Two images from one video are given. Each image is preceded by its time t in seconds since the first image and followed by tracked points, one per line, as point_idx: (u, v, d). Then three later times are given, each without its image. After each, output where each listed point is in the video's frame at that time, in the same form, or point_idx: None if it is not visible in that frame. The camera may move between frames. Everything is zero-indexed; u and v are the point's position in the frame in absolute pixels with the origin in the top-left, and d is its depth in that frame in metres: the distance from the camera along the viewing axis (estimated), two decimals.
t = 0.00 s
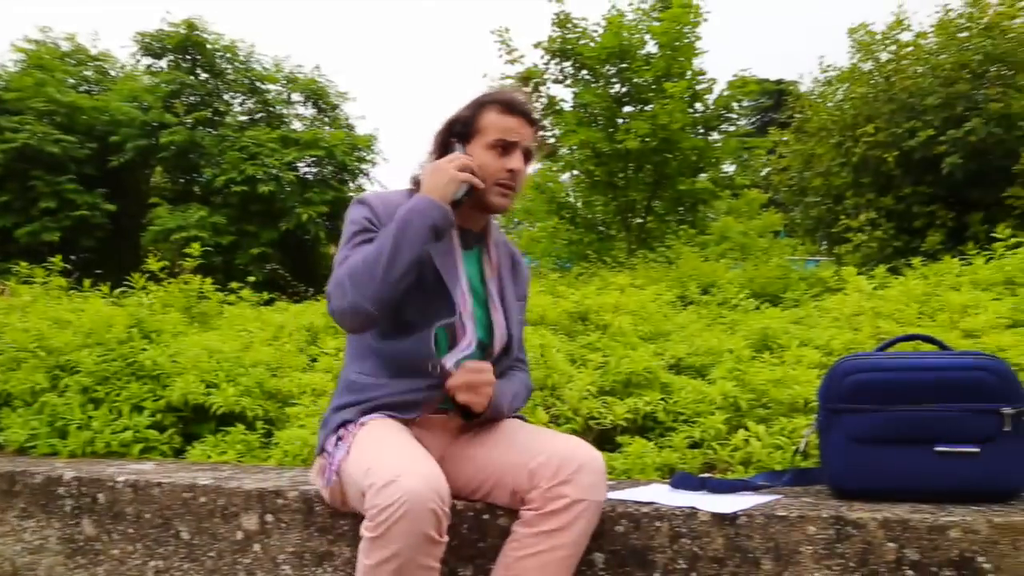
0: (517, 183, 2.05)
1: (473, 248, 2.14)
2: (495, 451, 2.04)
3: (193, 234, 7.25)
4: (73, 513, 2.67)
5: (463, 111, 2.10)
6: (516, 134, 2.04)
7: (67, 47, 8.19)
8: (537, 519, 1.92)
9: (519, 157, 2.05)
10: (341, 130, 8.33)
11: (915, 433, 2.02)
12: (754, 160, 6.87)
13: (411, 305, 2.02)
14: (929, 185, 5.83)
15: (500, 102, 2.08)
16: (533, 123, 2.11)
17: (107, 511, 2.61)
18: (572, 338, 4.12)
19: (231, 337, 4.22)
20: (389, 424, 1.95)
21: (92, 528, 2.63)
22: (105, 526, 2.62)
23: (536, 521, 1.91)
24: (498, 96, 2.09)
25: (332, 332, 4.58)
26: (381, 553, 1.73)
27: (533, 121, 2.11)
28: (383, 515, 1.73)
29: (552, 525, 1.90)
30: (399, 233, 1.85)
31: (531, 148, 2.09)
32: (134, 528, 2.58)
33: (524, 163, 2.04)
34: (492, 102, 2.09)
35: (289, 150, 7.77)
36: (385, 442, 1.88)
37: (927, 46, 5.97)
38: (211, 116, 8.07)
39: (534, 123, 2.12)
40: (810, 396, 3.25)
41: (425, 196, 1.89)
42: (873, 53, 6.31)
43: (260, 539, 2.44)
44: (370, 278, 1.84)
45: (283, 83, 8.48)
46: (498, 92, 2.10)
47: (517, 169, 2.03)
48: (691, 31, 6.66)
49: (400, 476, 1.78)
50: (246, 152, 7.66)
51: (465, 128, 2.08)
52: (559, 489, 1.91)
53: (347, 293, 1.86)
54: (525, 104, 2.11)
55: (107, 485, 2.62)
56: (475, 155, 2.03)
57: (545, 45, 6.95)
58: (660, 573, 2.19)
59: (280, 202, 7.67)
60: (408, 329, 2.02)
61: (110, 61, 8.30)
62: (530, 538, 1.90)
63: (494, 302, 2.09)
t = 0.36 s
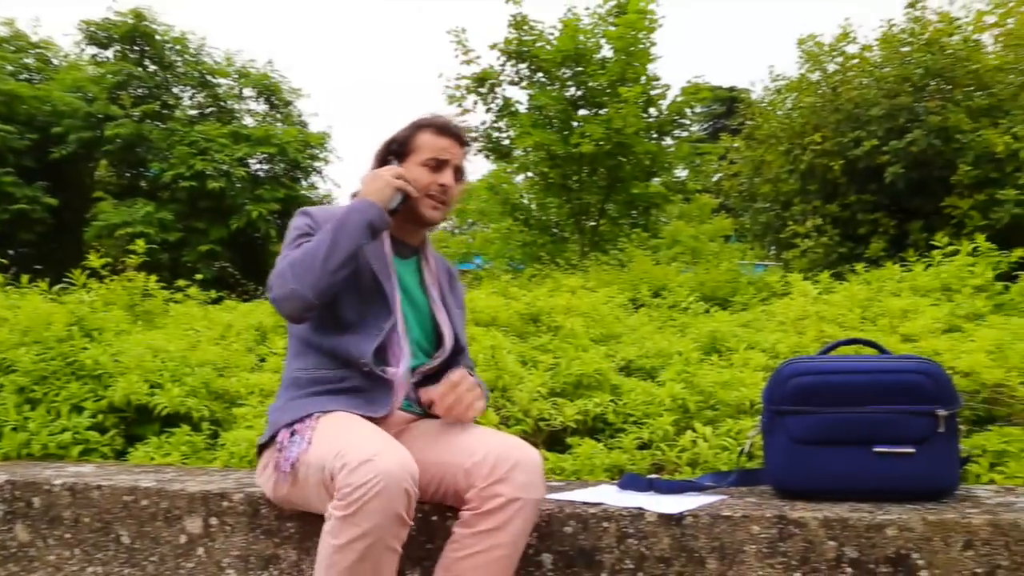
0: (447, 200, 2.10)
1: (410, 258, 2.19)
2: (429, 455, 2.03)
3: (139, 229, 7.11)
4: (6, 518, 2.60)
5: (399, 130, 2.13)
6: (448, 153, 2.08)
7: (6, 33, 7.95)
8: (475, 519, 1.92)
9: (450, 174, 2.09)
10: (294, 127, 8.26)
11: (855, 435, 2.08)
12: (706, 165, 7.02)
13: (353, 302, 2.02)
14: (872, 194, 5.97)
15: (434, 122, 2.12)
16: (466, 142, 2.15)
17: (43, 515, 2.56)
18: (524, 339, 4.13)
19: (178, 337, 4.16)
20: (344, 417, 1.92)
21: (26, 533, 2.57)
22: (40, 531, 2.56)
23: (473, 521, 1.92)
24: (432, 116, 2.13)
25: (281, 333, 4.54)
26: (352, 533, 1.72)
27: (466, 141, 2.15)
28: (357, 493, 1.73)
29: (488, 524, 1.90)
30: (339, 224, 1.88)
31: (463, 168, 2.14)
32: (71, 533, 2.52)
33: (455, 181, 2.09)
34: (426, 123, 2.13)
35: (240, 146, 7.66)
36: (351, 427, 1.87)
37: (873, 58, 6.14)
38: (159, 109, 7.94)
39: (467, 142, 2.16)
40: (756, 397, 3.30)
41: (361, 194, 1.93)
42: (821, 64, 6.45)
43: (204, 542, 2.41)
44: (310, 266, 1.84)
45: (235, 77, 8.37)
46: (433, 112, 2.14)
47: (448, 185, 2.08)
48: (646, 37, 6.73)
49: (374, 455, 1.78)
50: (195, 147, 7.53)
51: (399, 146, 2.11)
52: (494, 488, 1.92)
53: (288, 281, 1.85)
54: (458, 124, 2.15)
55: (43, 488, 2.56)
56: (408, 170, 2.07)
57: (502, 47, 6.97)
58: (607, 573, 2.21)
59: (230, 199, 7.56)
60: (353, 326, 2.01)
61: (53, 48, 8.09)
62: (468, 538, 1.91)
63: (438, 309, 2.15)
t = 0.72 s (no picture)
0: (394, 192, 2.09)
1: (355, 255, 2.18)
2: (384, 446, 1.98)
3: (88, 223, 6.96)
4: None
5: (339, 124, 2.10)
6: (393, 145, 2.07)
7: None
8: (427, 523, 1.91)
9: (396, 166, 2.08)
10: (250, 123, 8.16)
11: (802, 436, 2.12)
12: (663, 170, 7.09)
13: (298, 304, 1.99)
14: (824, 201, 6.08)
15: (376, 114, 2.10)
16: (408, 132, 2.14)
17: None
18: (480, 341, 4.14)
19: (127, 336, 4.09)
20: (299, 419, 1.89)
21: None
22: None
23: (422, 523, 1.91)
24: (373, 107, 2.11)
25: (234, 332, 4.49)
26: (337, 522, 1.73)
27: (408, 131, 2.14)
28: (336, 483, 1.74)
29: (439, 529, 1.91)
30: (285, 225, 1.84)
31: (407, 157, 2.12)
32: (10, 537, 2.47)
33: (401, 172, 2.08)
34: (368, 114, 2.10)
35: (194, 141, 7.55)
36: (310, 424, 1.86)
37: (825, 69, 6.26)
38: (110, 101, 7.77)
39: (409, 132, 2.15)
40: (709, 399, 3.33)
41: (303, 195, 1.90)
42: (776, 72, 6.55)
43: (150, 546, 2.37)
44: (256, 271, 1.81)
45: (190, 71, 8.25)
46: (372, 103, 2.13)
47: (394, 178, 2.07)
48: (606, 41, 6.77)
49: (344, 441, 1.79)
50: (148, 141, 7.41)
51: (342, 140, 2.09)
52: (453, 500, 1.90)
53: (234, 288, 1.82)
54: (400, 115, 2.14)
55: None
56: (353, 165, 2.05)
57: (462, 47, 6.97)
58: (559, 573, 2.22)
59: (184, 194, 7.43)
60: (300, 328, 1.99)
61: None
62: (413, 536, 1.91)
63: (380, 307, 2.14)
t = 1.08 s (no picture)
0: (355, 181, 2.03)
1: (314, 246, 2.11)
2: (342, 457, 1.98)
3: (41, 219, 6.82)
4: None
5: (297, 104, 2.03)
6: (356, 132, 2.01)
7: None
8: (379, 531, 1.88)
9: (357, 155, 2.02)
10: (210, 119, 8.05)
11: (757, 437, 2.15)
12: (626, 173, 7.12)
13: (245, 315, 1.94)
14: (783, 206, 6.17)
15: (338, 94, 2.02)
16: (370, 116, 2.08)
17: None
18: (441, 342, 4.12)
19: (79, 336, 4.02)
20: (238, 419, 1.88)
21: None
22: None
23: (375, 533, 1.88)
24: (334, 87, 2.03)
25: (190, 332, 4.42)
26: (260, 523, 1.70)
27: (370, 114, 2.08)
28: (257, 484, 1.71)
29: (391, 539, 1.88)
30: (227, 243, 1.78)
31: (371, 142, 2.07)
32: None
33: (362, 159, 2.03)
34: (328, 93, 2.03)
35: (153, 136, 7.45)
36: (242, 426, 1.84)
37: (786, 76, 6.35)
38: (64, 94, 7.66)
39: (372, 115, 2.09)
40: (668, 401, 3.35)
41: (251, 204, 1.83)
42: (738, 79, 6.63)
43: (100, 550, 2.33)
44: (200, 298, 1.76)
45: (149, 64, 8.14)
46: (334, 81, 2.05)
47: (356, 167, 2.01)
48: (571, 44, 6.80)
49: (271, 442, 1.76)
50: (104, 136, 7.28)
51: (301, 122, 2.02)
52: (407, 510, 1.88)
53: (175, 316, 1.77)
54: (362, 96, 2.07)
55: None
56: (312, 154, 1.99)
57: (427, 46, 6.95)
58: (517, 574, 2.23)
59: (141, 190, 7.32)
60: (247, 339, 1.95)
61: None
62: (365, 545, 1.88)
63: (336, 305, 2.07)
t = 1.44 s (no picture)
0: (313, 173, 2.01)
1: (275, 241, 2.09)
2: (320, 467, 1.96)
3: None
4: None
5: (243, 93, 2.00)
6: (310, 122, 1.98)
7: None
8: (353, 541, 1.85)
9: (313, 145, 2.00)
10: (176, 115, 7.96)
11: (723, 437, 2.17)
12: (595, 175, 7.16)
13: (205, 322, 1.92)
14: (749, 210, 6.23)
15: (291, 81, 1.99)
16: (326, 102, 2.05)
17: None
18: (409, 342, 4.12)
19: (38, 335, 3.96)
20: (200, 423, 1.86)
21: None
22: None
23: (349, 544, 1.85)
24: (287, 73, 2.00)
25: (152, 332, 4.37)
26: (207, 527, 1.68)
27: (326, 101, 2.05)
28: (202, 487, 1.69)
29: (366, 550, 1.85)
30: (180, 260, 1.74)
31: (326, 131, 2.03)
32: None
33: (318, 152, 1.99)
34: (278, 80, 1.99)
35: (116, 132, 7.35)
36: (191, 429, 1.83)
37: (753, 82, 6.42)
38: (23, 86, 7.54)
39: (328, 101, 2.05)
40: (634, 402, 3.37)
41: (203, 214, 1.79)
42: (706, 84, 6.69)
43: (57, 554, 2.30)
44: (156, 319, 1.74)
45: (112, 57, 8.03)
46: (287, 67, 2.01)
47: (311, 161, 1.98)
48: (541, 46, 6.80)
49: (215, 444, 1.75)
50: (66, 130, 7.18)
51: (249, 114, 1.99)
52: (381, 522, 1.86)
53: (131, 338, 1.75)
54: (317, 81, 2.03)
55: None
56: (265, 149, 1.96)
57: (397, 45, 6.92)
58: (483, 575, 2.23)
59: (103, 186, 7.22)
60: (207, 344, 1.93)
61: None
62: (339, 555, 1.85)
63: (294, 297, 2.04)
